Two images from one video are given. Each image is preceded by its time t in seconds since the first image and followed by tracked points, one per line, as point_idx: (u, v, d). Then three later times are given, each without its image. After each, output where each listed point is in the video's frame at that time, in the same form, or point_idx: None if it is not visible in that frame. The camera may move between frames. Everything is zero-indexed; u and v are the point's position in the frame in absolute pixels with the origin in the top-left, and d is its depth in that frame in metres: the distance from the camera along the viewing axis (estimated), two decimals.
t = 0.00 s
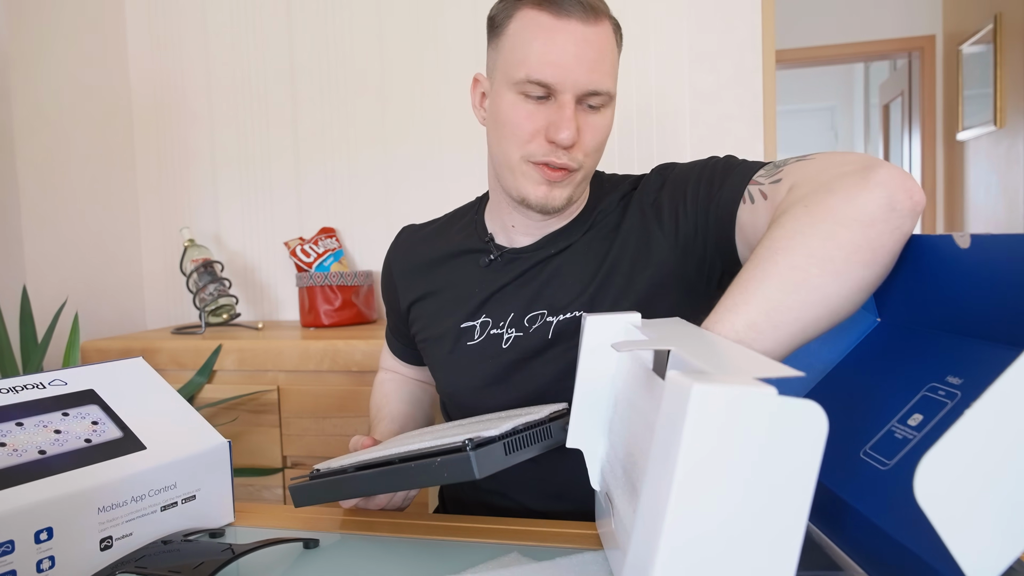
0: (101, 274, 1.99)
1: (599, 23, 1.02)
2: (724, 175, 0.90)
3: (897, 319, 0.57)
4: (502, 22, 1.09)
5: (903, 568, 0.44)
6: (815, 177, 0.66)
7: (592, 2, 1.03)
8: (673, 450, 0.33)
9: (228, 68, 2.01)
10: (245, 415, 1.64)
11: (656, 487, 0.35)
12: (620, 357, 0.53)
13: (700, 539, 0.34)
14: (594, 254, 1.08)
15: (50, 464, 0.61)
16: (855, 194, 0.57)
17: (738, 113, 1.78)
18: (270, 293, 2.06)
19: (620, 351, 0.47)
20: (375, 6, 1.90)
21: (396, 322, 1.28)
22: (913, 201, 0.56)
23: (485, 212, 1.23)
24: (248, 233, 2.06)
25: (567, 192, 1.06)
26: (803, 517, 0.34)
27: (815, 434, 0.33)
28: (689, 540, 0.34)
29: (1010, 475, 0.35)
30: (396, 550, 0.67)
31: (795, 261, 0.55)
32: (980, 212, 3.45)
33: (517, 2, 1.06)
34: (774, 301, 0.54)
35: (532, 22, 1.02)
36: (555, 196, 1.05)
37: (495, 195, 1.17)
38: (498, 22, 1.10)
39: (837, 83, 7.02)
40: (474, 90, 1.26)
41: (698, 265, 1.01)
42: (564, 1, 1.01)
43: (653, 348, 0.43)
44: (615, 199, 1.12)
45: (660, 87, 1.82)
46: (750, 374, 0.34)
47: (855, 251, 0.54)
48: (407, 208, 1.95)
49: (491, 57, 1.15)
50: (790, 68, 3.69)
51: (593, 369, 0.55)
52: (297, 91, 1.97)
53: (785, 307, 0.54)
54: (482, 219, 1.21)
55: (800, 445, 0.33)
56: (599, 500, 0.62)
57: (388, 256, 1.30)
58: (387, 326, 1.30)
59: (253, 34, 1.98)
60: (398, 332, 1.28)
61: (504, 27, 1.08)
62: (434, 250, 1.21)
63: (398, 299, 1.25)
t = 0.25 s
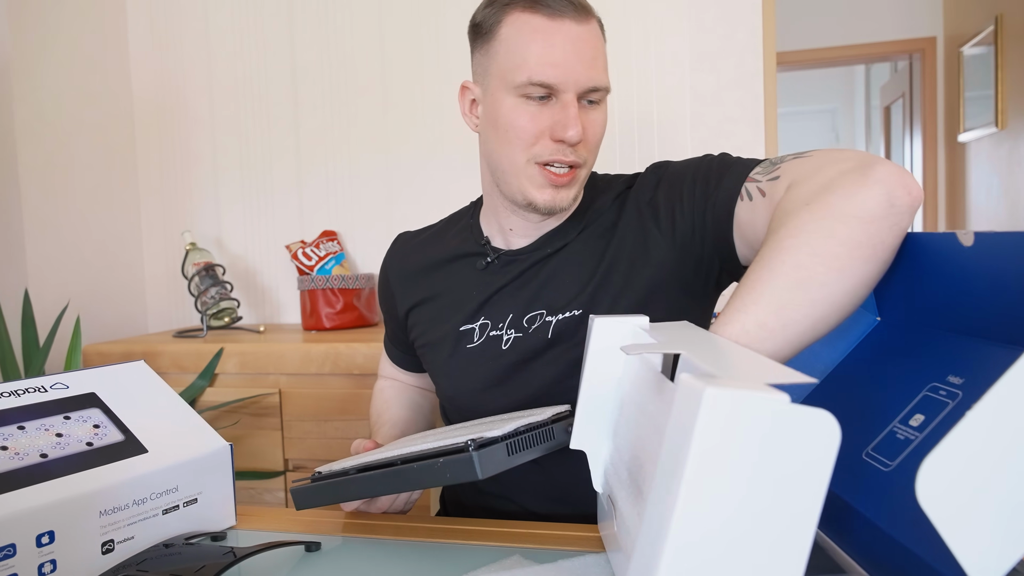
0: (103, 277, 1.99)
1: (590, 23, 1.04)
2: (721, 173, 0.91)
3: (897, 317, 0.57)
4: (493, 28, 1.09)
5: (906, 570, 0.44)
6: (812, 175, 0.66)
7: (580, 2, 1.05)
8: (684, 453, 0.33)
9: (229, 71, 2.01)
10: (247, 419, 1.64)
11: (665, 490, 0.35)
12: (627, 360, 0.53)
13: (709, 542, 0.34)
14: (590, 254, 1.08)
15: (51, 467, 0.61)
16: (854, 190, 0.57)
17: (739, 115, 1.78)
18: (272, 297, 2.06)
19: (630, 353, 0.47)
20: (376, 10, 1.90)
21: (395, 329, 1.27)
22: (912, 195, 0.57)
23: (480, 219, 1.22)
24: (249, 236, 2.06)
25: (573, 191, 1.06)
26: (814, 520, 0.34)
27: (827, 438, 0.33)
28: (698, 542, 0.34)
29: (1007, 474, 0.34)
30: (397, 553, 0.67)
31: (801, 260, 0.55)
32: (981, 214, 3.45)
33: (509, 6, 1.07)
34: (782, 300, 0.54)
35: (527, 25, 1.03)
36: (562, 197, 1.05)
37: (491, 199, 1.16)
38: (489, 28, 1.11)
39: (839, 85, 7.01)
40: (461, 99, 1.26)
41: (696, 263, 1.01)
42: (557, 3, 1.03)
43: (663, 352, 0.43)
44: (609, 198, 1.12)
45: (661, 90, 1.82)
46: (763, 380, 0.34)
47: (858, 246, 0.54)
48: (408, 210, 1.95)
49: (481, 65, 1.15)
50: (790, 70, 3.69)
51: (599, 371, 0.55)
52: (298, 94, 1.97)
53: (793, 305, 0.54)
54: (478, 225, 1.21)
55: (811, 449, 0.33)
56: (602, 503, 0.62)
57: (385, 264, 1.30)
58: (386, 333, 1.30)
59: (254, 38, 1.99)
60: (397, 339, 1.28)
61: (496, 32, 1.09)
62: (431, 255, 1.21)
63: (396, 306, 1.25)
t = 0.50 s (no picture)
0: (105, 279, 1.99)
1: (576, 26, 1.04)
2: (711, 170, 0.90)
3: (896, 316, 0.57)
4: (479, 36, 1.09)
5: (909, 569, 0.44)
6: (806, 174, 0.66)
7: (564, 5, 1.05)
8: (697, 455, 0.33)
9: (230, 72, 2.02)
10: (249, 420, 1.64)
11: (674, 491, 0.35)
12: (637, 363, 0.53)
13: (718, 545, 0.34)
14: (580, 250, 1.08)
15: (55, 469, 0.61)
16: (851, 187, 0.57)
17: (740, 115, 1.78)
18: (273, 298, 2.06)
19: (642, 355, 0.47)
20: (377, 11, 1.90)
21: (390, 334, 1.27)
22: (905, 188, 0.57)
23: (472, 222, 1.22)
24: (251, 237, 2.06)
25: (567, 194, 1.07)
26: (824, 527, 0.34)
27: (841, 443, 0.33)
28: (707, 544, 0.34)
29: (1005, 474, 0.34)
30: (399, 555, 0.67)
31: (809, 259, 0.55)
32: (983, 213, 3.45)
33: (495, 12, 1.07)
34: (793, 300, 0.54)
35: (516, 33, 1.03)
36: (557, 201, 1.05)
37: (484, 204, 1.16)
38: (474, 35, 1.11)
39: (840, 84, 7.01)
40: (449, 106, 1.25)
41: (689, 258, 1.01)
42: (543, 9, 1.03)
43: (674, 353, 0.43)
44: (597, 194, 1.12)
45: (662, 90, 1.82)
46: (776, 386, 0.34)
47: (862, 243, 0.54)
48: (409, 211, 1.95)
49: (469, 72, 1.14)
50: (791, 70, 3.69)
51: (605, 372, 0.55)
52: (299, 95, 1.98)
53: (804, 305, 0.54)
54: (469, 225, 1.21)
55: (825, 455, 0.33)
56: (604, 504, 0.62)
57: (376, 269, 1.30)
58: (381, 339, 1.30)
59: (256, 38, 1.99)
60: (391, 344, 1.28)
61: (482, 39, 1.09)
62: (422, 258, 1.21)
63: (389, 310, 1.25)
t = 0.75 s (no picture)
0: (107, 281, 2.00)
1: (555, 25, 1.05)
2: (708, 175, 0.89)
3: (900, 317, 0.57)
4: (460, 39, 1.10)
5: (913, 571, 0.44)
6: (804, 183, 0.66)
7: (542, 5, 1.06)
8: (694, 455, 0.33)
9: (232, 74, 2.02)
10: (251, 422, 1.64)
11: (674, 494, 0.35)
12: (634, 364, 0.53)
13: (719, 545, 0.34)
14: (573, 252, 1.07)
15: (58, 471, 0.61)
16: (848, 196, 0.57)
17: (742, 116, 1.78)
18: (275, 300, 2.07)
19: (639, 356, 0.47)
20: (378, 13, 1.91)
21: (383, 339, 1.27)
22: (901, 199, 0.56)
23: (463, 225, 1.22)
24: (253, 239, 2.06)
25: (554, 191, 1.07)
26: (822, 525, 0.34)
27: (837, 438, 0.33)
28: (707, 545, 0.34)
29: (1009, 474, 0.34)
30: (402, 557, 0.67)
31: (806, 263, 0.55)
32: (984, 214, 3.45)
33: (474, 15, 1.07)
34: (789, 302, 0.54)
35: (495, 34, 1.03)
36: (545, 198, 1.05)
37: (473, 205, 1.16)
38: (454, 39, 1.12)
39: (841, 85, 7.01)
40: (435, 111, 1.25)
41: (684, 261, 1.00)
42: (521, 9, 1.04)
43: (671, 353, 0.43)
44: (589, 196, 1.11)
45: (663, 92, 1.82)
46: (777, 384, 0.34)
47: (859, 248, 0.54)
48: (411, 213, 1.95)
49: (452, 76, 1.15)
50: (792, 72, 3.69)
51: (603, 373, 0.55)
52: (301, 98, 1.98)
53: (800, 307, 0.54)
54: (462, 228, 1.21)
55: (820, 449, 0.33)
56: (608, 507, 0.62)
57: (370, 273, 1.30)
58: (376, 344, 1.30)
59: (257, 41, 1.99)
60: (386, 349, 1.28)
61: (463, 42, 1.09)
62: (416, 262, 1.21)
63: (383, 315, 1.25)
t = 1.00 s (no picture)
0: (109, 282, 2.00)
1: (551, 28, 1.05)
2: (698, 175, 0.89)
3: (894, 312, 0.57)
4: (457, 41, 1.10)
5: (916, 570, 0.43)
6: (790, 182, 0.66)
7: (539, 8, 1.06)
8: (687, 454, 0.33)
9: (233, 75, 2.02)
10: (254, 422, 1.64)
11: (670, 494, 0.35)
12: (626, 363, 0.53)
13: (718, 545, 0.34)
14: (566, 253, 1.07)
15: (62, 472, 0.62)
16: (833, 194, 0.57)
17: (743, 116, 1.78)
18: (277, 300, 2.07)
19: (629, 355, 0.47)
20: (379, 14, 1.91)
21: (384, 342, 1.27)
22: (887, 197, 0.57)
23: (459, 227, 1.22)
24: (254, 240, 2.07)
25: (546, 194, 1.07)
26: (818, 521, 0.34)
27: (827, 434, 0.33)
28: (705, 546, 0.34)
29: (1006, 463, 0.34)
30: (404, 557, 0.67)
31: (790, 263, 0.55)
32: (986, 213, 3.44)
33: (470, 17, 1.08)
34: (774, 303, 0.54)
35: (491, 36, 1.04)
36: (538, 199, 1.05)
37: (467, 206, 1.16)
38: (450, 40, 1.12)
39: (843, 85, 7.01)
40: (430, 111, 1.25)
41: (677, 261, 1.00)
42: (518, 12, 1.04)
43: (660, 353, 0.43)
44: (582, 197, 1.11)
45: (665, 92, 1.82)
46: (767, 380, 0.34)
47: (843, 248, 0.54)
48: (412, 214, 1.95)
49: (447, 76, 1.15)
50: (794, 71, 3.69)
51: (596, 373, 0.55)
52: (302, 98, 1.98)
53: (785, 308, 0.53)
54: (458, 231, 1.21)
55: (810, 444, 0.33)
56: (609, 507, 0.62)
57: (370, 277, 1.30)
58: (376, 346, 1.30)
59: (259, 42, 1.99)
60: (386, 353, 1.28)
61: (459, 44, 1.10)
62: (413, 265, 1.22)
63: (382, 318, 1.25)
